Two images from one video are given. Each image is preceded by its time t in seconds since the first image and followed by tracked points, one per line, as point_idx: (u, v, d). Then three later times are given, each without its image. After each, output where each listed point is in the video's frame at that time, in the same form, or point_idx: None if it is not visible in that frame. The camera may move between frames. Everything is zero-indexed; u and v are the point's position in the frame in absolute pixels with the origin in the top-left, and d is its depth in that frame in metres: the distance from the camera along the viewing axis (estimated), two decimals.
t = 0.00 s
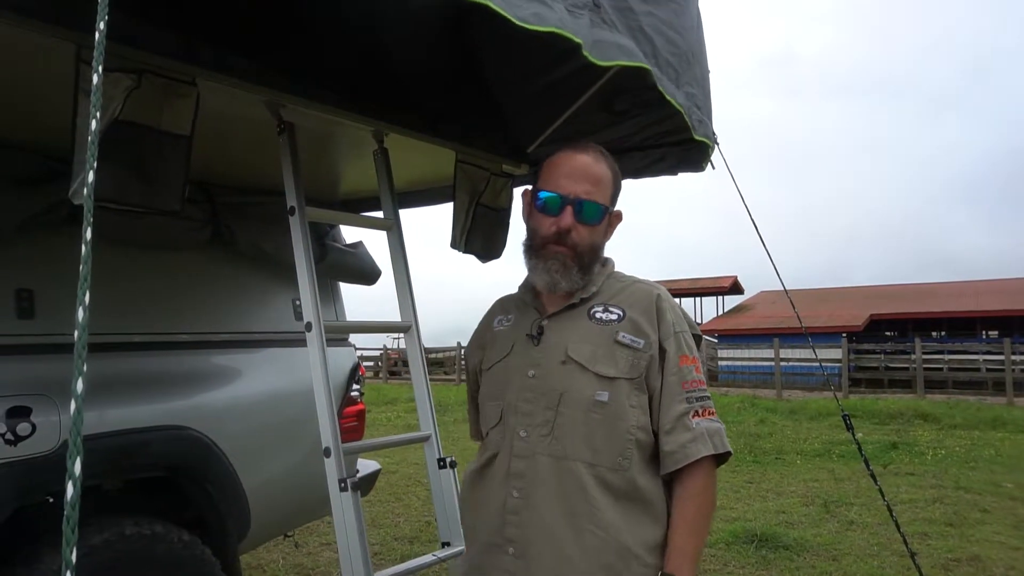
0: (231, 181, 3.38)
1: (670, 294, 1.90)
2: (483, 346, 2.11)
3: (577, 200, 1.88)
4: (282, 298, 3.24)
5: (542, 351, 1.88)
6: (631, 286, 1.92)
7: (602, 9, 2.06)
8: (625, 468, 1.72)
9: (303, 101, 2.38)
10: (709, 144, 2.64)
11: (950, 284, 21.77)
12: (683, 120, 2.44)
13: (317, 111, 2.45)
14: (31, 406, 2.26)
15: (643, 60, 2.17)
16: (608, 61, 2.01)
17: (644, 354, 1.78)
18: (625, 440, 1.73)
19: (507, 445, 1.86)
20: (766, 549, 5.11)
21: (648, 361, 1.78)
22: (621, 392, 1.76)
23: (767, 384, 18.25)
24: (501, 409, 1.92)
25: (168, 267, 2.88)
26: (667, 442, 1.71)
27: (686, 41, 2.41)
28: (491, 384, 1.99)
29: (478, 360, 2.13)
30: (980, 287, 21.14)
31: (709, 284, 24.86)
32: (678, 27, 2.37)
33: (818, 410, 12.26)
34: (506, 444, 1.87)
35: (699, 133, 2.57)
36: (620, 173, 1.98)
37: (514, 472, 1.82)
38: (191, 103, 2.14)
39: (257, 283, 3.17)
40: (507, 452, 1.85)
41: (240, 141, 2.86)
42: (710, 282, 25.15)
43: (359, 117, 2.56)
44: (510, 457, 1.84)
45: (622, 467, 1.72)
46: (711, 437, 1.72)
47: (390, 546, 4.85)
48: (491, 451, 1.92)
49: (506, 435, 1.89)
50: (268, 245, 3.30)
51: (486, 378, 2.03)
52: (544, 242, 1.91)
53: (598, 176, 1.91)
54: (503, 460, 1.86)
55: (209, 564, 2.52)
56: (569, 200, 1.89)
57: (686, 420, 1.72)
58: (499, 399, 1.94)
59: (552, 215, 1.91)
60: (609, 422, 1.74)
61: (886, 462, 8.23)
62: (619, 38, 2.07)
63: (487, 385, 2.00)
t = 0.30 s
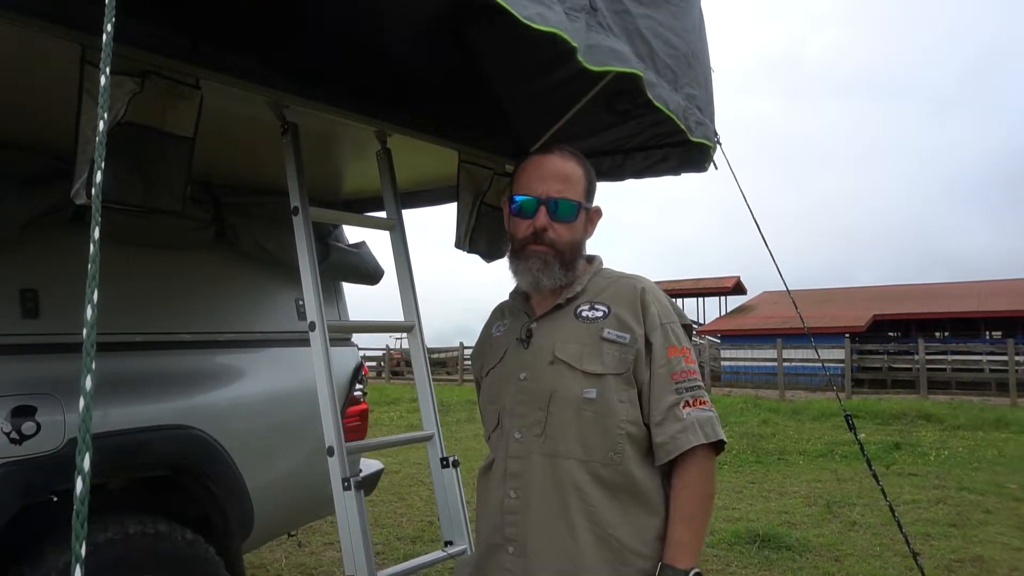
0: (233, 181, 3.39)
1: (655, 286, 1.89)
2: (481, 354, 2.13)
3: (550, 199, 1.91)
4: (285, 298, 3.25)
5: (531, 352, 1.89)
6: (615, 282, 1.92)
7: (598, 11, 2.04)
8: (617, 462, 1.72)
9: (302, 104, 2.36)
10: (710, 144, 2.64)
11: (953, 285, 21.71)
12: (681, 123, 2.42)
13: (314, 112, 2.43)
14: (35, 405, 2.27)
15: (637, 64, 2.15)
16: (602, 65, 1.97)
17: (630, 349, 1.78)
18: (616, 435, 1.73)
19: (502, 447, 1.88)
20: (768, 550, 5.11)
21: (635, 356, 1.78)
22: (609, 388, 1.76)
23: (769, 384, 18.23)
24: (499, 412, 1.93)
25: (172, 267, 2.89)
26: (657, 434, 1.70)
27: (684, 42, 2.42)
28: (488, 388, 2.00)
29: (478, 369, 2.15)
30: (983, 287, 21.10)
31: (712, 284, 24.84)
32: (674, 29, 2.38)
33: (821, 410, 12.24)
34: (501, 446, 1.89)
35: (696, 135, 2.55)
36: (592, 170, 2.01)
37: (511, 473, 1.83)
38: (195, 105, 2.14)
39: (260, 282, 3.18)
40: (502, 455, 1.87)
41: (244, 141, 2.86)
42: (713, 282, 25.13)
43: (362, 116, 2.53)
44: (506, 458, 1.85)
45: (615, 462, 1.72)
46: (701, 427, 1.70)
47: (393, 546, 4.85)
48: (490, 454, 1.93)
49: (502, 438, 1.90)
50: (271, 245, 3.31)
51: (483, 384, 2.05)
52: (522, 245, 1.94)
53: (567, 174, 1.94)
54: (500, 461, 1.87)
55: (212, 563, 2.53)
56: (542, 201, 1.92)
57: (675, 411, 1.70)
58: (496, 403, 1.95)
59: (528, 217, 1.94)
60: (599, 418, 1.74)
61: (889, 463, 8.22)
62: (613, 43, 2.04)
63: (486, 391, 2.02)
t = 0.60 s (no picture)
0: (239, 182, 3.41)
1: (649, 282, 1.91)
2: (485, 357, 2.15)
3: (540, 199, 1.94)
4: (291, 298, 3.27)
5: (528, 351, 1.91)
6: (611, 280, 1.93)
7: (597, 18, 2.05)
8: (613, 455, 1.73)
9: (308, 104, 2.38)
10: (717, 146, 2.63)
11: (959, 286, 21.65)
12: (687, 126, 2.42)
13: (318, 113, 2.46)
14: (44, 404, 2.29)
15: (638, 69, 2.15)
16: (596, 72, 1.96)
17: (624, 343, 1.79)
18: (611, 428, 1.74)
19: (502, 444, 1.89)
20: (772, 551, 5.11)
21: (628, 350, 1.79)
22: (604, 382, 1.77)
23: (774, 385, 18.21)
24: (499, 410, 1.95)
25: (179, 267, 2.91)
26: (648, 425, 1.71)
27: (688, 44, 2.43)
28: (489, 388, 2.02)
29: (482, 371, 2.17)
30: (989, 288, 21.02)
31: (717, 284, 24.81)
32: (677, 30, 2.40)
33: (825, 412, 12.23)
34: (502, 443, 1.90)
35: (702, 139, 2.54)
36: (586, 173, 2.03)
37: (510, 468, 1.84)
38: (204, 106, 2.15)
39: (267, 283, 3.20)
40: (503, 451, 1.88)
41: (251, 142, 2.88)
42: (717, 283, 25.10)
43: (360, 116, 2.53)
44: (506, 454, 1.86)
45: (611, 454, 1.73)
46: (692, 418, 1.70)
47: (397, 545, 4.87)
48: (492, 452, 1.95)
49: (502, 435, 1.92)
50: (277, 245, 3.33)
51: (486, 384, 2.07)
52: (515, 245, 1.98)
53: (558, 176, 1.97)
54: (501, 458, 1.89)
55: (217, 562, 2.55)
56: (533, 202, 1.95)
57: (666, 403, 1.71)
58: (497, 402, 1.97)
59: (520, 218, 1.98)
60: (595, 412, 1.75)
61: (894, 465, 8.20)
62: (610, 49, 2.04)
63: (488, 389, 2.04)
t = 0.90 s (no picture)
0: (245, 183, 3.42)
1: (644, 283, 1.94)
2: (478, 367, 2.13)
3: (540, 205, 1.95)
4: (296, 299, 3.28)
5: (532, 357, 1.90)
6: (607, 282, 1.96)
7: (604, 20, 2.06)
8: (626, 454, 1.75)
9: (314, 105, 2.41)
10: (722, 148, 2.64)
11: (964, 287, 21.60)
12: (692, 127, 2.43)
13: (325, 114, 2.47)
14: (52, 404, 2.31)
15: (645, 71, 2.16)
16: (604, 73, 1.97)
17: (628, 344, 1.81)
18: (622, 428, 1.76)
19: (509, 451, 1.88)
20: (775, 551, 5.12)
21: (633, 350, 1.81)
22: (612, 383, 1.78)
23: (777, 386, 18.19)
24: (504, 418, 1.93)
25: (186, 267, 2.93)
26: (657, 423, 1.74)
27: (693, 46, 2.44)
28: (488, 398, 2.01)
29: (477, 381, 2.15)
30: (993, 289, 20.98)
31: (721, 285, 24.77)
32: (682, 33, 2.41)
33: (829, 412, 12.21)
34: (509, 450, 1.89)
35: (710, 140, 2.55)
36: (585, 182, 2.04)
37: (521, 474, 1.83)
38: (212, 108, 2.18)
39: (272, 283, 3.22)
40: (511, 459, 1.87)
41: (257, 143, 2.90)
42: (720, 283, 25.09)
43: (362, 115, 2.53)
44: (515, 461, 1.85)
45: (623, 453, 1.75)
46: (698, 413, 1.74)
47: (401, 545, 4.89)
48: (497, 461, 1.93)
49: (508, 442, 1.90)
50: (282, 246, 3.34)
51: (484, 394, 2.04)
52: (512, 248, 1.99)
53: (559, 184, 1.98)
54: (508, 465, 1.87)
55: (223, 561, 2.56)
56: (533, 207, 1.96)
57: (673, 399, 1.75)
58: (501, 408, 1.96)
59: (519, 222, 1.99)
60: (605, 413, 1.77)
61: (897, 466, 8.20)
62: (618, 51, 2.05)
63: (488, 398, 2.02)
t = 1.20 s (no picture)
0: (251, 183, 3.43)
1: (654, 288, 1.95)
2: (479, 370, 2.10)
3: (551, 206, 1.97)
4: (302, 299, 3.29)
5: (542, 362, 1.89)
6: (616, 286, 1.96)
7: (601, 26, 2.07)
8: (638, 462, 1.76)
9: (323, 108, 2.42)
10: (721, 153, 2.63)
11: (968, 287, 21.56)
12: (680, 136, 2.41)
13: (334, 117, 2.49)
14: (59, 404, 2.32)
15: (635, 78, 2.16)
16: (602, 78, 1.98)
17: (642, 350, 1.82)
18: (635, 434, 1.77)
19: (518, 459, 1.86)
20: (779, 551, 5.12)
21: (647, 357, 1.82)
22: (625, 389, 1.79)
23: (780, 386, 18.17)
24: (513, 424, 1.91)
25: (192, 267, 2.94)
26: (672, 429, 1.76)
27: (684, 52, 2.45)
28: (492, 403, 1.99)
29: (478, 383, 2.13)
30: (997, 288, 20.94)
31: (724, 285, 24.75)
32: (673, 38, 2.42)
33: (832, 412, 12.20)
34: (518, 457, 1.87)
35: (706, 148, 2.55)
36: (600, 187, 2.05)
37: (532, 482, 1.82)
38: (220, 109, 2.18)
39: (278, 284, 3.23)
40: (520, 466, 1.85)
41: (263, 144, 2.91)
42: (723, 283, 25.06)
43: (362, 116, 2.53)
44: (525, 468, 1.84)
45: (636, 461, 1.76)
46: (712, 418, 1.78)
47: (405, 544, 4.90)
48: (503, 469, 1.91)
49: (517, 449, 1.89)
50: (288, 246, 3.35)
51: (488, 399, 2.02)
52: (519, 248, 2.00)
53: (573, 187, 1.99)
54: (517, 472, 1.85)
55: (229, 560, 2.57)
56: (543, 207, 1.98)
57: (686, 406, 1.77)
58: (508, 413, 1.94)
59: (529, 221, 1.99)
60: (618, 420, 1.77)
61: (901, 466, 8.19)
62: (614, 58, 2.06)
63: (493, 404, 1.99)
